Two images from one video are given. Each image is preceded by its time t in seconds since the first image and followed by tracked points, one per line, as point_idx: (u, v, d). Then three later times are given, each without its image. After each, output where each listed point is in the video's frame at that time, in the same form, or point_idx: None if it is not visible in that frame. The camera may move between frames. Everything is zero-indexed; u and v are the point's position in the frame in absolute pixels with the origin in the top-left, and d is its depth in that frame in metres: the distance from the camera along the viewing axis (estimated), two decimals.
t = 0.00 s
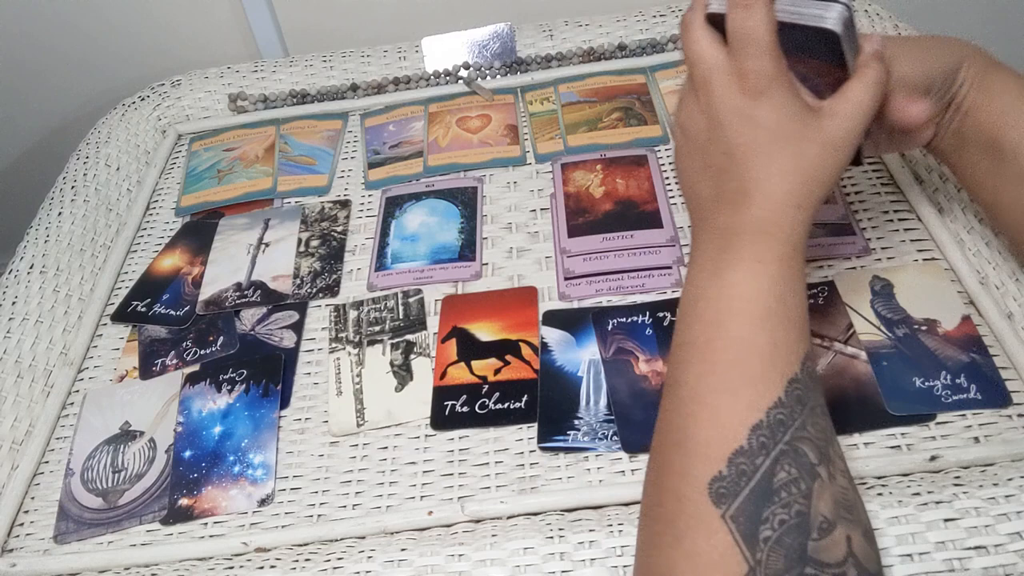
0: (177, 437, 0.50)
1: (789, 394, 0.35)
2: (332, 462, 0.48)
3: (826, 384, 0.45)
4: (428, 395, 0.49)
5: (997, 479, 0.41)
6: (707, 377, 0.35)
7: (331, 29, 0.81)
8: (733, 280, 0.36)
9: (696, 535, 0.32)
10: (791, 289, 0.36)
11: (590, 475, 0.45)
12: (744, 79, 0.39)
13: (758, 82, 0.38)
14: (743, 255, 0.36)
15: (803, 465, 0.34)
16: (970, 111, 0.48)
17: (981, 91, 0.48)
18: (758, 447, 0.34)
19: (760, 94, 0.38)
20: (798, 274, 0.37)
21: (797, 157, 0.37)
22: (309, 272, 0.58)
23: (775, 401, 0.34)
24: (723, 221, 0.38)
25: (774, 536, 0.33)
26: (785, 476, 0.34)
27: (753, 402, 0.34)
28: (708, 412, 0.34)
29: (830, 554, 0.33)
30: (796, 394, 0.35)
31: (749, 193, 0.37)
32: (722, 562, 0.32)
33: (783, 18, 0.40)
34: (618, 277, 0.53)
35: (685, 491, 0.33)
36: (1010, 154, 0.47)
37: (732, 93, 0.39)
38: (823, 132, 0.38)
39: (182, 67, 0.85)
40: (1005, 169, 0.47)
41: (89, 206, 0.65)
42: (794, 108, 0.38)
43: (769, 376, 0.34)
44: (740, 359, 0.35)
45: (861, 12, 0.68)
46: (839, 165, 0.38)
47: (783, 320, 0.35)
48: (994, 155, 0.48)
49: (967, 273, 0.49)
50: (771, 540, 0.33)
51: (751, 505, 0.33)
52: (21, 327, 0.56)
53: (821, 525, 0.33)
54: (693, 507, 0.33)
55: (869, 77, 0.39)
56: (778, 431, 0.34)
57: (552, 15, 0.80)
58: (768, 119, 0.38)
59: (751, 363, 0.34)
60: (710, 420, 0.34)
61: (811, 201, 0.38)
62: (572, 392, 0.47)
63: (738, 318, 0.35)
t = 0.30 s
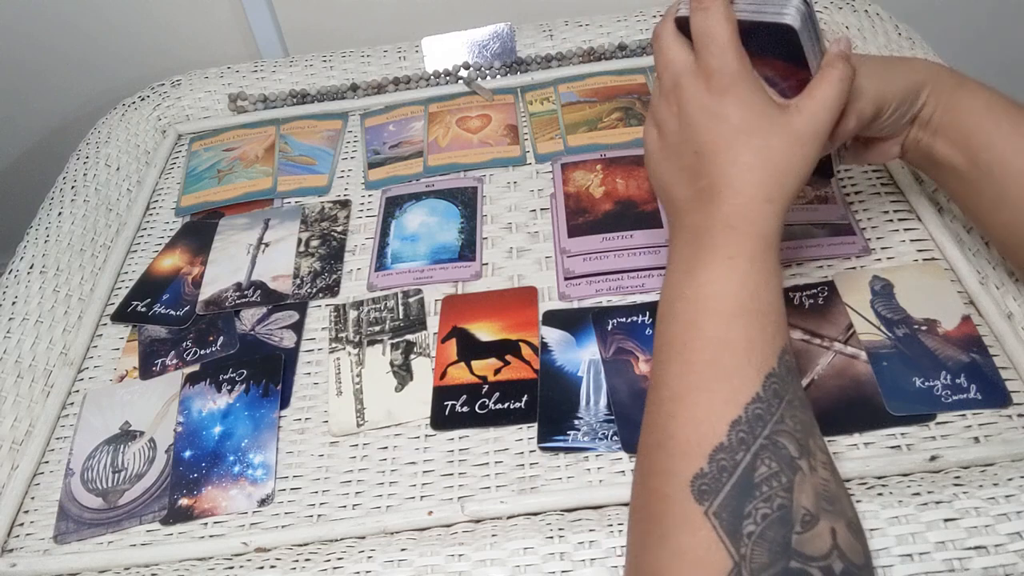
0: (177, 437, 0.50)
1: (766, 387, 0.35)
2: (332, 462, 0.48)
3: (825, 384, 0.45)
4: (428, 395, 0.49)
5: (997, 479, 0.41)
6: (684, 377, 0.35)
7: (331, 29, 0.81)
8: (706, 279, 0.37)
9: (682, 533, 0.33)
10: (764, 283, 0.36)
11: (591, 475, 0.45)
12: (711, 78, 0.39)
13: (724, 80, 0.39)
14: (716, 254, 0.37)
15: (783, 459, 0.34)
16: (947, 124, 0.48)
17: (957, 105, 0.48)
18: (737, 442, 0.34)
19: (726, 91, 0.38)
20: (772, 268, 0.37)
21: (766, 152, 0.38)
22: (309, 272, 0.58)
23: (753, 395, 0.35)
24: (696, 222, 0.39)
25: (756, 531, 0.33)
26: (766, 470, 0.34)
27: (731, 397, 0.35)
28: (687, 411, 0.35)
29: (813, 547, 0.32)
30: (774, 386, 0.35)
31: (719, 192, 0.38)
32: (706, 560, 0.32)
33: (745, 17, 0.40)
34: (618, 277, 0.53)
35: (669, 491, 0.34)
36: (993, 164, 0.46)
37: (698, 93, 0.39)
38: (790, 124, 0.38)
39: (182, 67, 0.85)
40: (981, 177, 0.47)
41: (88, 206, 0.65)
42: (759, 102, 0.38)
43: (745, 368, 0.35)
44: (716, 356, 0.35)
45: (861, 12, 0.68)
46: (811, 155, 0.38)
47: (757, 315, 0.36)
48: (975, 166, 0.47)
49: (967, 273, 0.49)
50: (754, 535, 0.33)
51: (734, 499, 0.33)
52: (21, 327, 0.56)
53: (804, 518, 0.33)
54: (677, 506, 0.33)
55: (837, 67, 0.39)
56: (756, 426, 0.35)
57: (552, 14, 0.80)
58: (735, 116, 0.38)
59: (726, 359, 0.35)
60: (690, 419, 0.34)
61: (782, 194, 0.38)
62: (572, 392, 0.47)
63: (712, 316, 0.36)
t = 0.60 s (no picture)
0: (177, 437, 0.50)
1: (752, 382, 0.35)
2: (332, 462, 0.48)
3: (824, 384, 0.46)
4: (429, 394, 0.49)
5: (997, 479, 0.41)
6: (667, 376, 0.35)
7: (331, 29, 0.81)
8: (688, 279, 0.37)
9: (674, 532, 0.33)
10: (745, 282, 0.37)
11: (591, 475, 0.45)
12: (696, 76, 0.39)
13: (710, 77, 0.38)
14: (698, 253, 0.37)
15: (770, 453, 0.35)
16: (942, 128, 0.48)
17: (952, 108, 0.48)
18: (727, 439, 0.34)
19: (709, 90, 0.38)
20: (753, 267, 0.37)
21: (749, 151, 0.37)
22: (309, 272, 0.58)
23: (739, 391, 0.35)
24: (678, 221, 0.38)
25: (746, 527, 0.33)
26: (753, 466, 0.34)
27: (720, 397, 0.35)
28: (675, 409, 0.35)
29: (802, 541, 0.33)
30: (760, 380, 0.36)
31: (701, 191, 0.38)
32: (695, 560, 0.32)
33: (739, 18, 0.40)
34: (619, 277, 0.53)
35: (659, 490, 0.34)
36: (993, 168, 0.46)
37: (682, 93, 0.39)
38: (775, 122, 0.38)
39: (182, 67, 0.85)
40: (979, 180, 0.47)
41: (88, 206, 0.65)
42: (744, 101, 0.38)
43: (730, 368, 0.35)
44: (699, 355, 0.35)
45: (861, 11, 0.68)
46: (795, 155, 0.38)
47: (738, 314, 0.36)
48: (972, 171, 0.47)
49: (966, 273, 0.49)
50: (744, 531, 0.33)
51: (723, 496, 0.33)
52: (21, 327, 0.56)
53: (792, 513, 0.33)
54: (667, 505, 0.33)
55: (825, 64, 0.38)
56: (743, 422, 0.35)
57: (552, 14, 0.80)
58: (719, 115, 0.38)
59: (709, 358, 0.35)
60: (677, 419, 0.34)
61: (765, 194, 0.38)
62: (572, 392, 0.47)
63: (694, 316, 0.36)
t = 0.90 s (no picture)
0: (176, 437, 0.50)
1: (702, 379, 0.35)
2: (332, 462, 0.48)
3: (820, 384, 0.46)
4: (429, 394, 0.49)
5: (997, 479, 0.41)
6: (627, 376, 0.36)
7: (331, 29, 0.81)
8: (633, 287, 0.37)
9: (641, 536, 0.33)
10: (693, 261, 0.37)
11: (591, 476, 0.45)
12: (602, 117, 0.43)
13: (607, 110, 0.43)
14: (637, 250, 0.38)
15: (727, 452, 0.34)
16: (945, 138, 0.47)
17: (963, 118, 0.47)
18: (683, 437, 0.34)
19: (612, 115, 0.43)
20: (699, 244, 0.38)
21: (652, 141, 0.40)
22: (309, 272, 0.58)
23: (690, 391, 0.35)
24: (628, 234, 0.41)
25: (710, 528, 0.32)
26: (712, 467, 0.34)
27: (671, 385, 0.35)
28: (632, 415, 0.35)
29: (769, 538, 0.32)
30: (711, 376, 0.35)
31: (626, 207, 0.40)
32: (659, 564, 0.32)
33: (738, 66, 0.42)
34: (619, 277, 0.53)
35: (626, 499, 0.34)
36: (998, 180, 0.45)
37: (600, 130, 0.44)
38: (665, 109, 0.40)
39: (182, 67, 0.85)
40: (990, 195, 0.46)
41: (88, 206, 0.65)
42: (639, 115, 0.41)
43: (675, 340, 0.35)
44: (657, 350, 0.36)
45: (861, 12, 0.68)
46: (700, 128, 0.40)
47: (690, 293, 0.36)
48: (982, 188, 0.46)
49: (966, 273, 0.49)
50: (707, 532, 0.32)
51: (682, 500, 0.33)
52: (21, 327, 0.56)
53: (757, 511, 0.32)
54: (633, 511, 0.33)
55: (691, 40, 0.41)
56: (696, 423, 0.35)
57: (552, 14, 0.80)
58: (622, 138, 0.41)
59: (664, 346, 0.36)
60: (634, 418, 0.35)
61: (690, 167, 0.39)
62: (572, 392, 0.47)
63: (648, 318, 0.36)
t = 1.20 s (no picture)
0: (177, 437, 0.50)
1: (677, 369, 0.38)
2: (332, 462, 0.48)
3: (820, 385, 0.46)
4: (429, 394, 0.49)
5: (998, 479, 0.41)
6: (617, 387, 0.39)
7: (330, 29, 0.81)
8: (630, 272, 0.42)
9: (630, 523, 0.35)
10: (687, 257, 0.41)
11: (590, 476, 0.45)
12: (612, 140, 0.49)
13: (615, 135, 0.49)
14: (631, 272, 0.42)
15: (706, 436, 0.36)
16: (930, 151, 0.48)
17: (956, 138, 0.47)
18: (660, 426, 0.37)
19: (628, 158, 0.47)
20: (691, 243, 0.42)
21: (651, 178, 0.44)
22: (309, 272, 0.58)
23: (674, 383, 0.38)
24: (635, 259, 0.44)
25: (690, 506, 0.34)
26: (691, 448, 0.36)
27: (651, 389, 0.38)
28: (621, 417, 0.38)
29: (752, 514, 0.33)
30: (685, 366, 0.38)
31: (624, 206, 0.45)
32: (649, 544, 0.33)
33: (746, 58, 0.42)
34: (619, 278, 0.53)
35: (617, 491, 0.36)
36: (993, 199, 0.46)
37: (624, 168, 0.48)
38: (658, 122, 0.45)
39: (182, 67, 0.85)
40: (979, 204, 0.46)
41: (88, 205, 0.65)
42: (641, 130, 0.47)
43: (658, 355, 0.39)
44: (654, 329, 0.39)
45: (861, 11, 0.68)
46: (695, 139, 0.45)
47: (680, 282, 0.40)
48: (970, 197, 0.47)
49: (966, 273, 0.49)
50: (688, 510, 0.34)
51: (664, 482, 0.35)
52: (21, 327, 0.56)
53: (738, 489, 0.34)
54: (623, 501, 0.36)
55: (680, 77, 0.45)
56: (673, 409, 0.37)
57: (552, 14, 0.80)
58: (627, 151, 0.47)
59: (661, 325, 0.39)
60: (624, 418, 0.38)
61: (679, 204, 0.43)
62: (572, 391, 0.47)
63: (643, 299, 0.40)
